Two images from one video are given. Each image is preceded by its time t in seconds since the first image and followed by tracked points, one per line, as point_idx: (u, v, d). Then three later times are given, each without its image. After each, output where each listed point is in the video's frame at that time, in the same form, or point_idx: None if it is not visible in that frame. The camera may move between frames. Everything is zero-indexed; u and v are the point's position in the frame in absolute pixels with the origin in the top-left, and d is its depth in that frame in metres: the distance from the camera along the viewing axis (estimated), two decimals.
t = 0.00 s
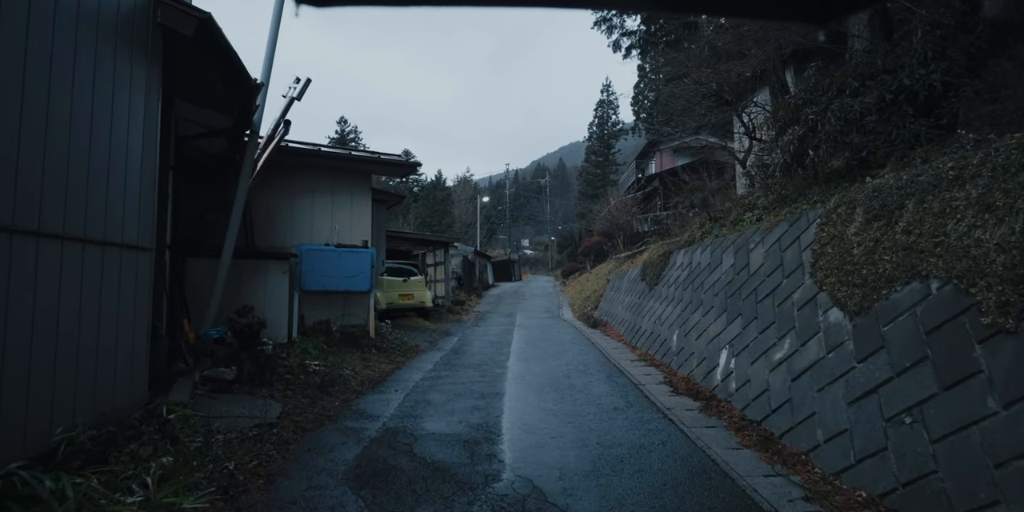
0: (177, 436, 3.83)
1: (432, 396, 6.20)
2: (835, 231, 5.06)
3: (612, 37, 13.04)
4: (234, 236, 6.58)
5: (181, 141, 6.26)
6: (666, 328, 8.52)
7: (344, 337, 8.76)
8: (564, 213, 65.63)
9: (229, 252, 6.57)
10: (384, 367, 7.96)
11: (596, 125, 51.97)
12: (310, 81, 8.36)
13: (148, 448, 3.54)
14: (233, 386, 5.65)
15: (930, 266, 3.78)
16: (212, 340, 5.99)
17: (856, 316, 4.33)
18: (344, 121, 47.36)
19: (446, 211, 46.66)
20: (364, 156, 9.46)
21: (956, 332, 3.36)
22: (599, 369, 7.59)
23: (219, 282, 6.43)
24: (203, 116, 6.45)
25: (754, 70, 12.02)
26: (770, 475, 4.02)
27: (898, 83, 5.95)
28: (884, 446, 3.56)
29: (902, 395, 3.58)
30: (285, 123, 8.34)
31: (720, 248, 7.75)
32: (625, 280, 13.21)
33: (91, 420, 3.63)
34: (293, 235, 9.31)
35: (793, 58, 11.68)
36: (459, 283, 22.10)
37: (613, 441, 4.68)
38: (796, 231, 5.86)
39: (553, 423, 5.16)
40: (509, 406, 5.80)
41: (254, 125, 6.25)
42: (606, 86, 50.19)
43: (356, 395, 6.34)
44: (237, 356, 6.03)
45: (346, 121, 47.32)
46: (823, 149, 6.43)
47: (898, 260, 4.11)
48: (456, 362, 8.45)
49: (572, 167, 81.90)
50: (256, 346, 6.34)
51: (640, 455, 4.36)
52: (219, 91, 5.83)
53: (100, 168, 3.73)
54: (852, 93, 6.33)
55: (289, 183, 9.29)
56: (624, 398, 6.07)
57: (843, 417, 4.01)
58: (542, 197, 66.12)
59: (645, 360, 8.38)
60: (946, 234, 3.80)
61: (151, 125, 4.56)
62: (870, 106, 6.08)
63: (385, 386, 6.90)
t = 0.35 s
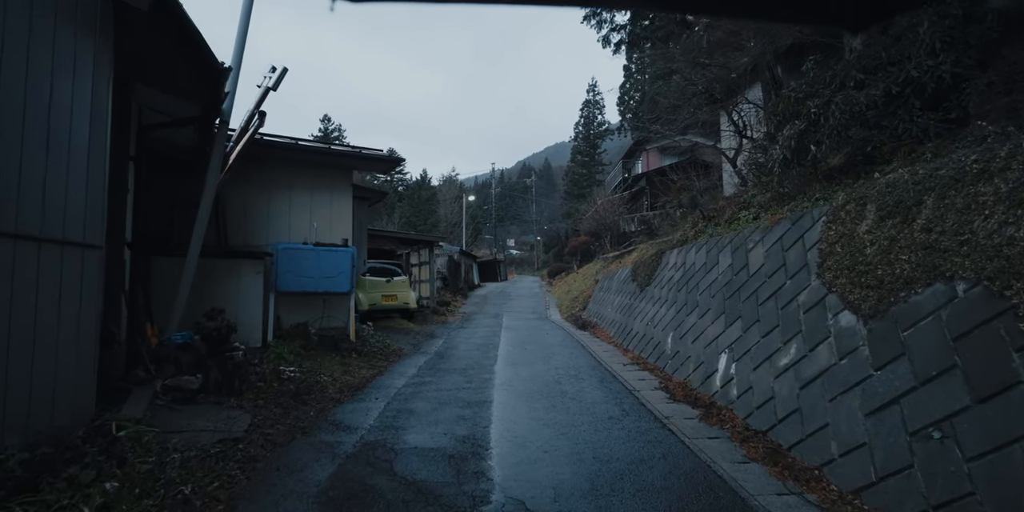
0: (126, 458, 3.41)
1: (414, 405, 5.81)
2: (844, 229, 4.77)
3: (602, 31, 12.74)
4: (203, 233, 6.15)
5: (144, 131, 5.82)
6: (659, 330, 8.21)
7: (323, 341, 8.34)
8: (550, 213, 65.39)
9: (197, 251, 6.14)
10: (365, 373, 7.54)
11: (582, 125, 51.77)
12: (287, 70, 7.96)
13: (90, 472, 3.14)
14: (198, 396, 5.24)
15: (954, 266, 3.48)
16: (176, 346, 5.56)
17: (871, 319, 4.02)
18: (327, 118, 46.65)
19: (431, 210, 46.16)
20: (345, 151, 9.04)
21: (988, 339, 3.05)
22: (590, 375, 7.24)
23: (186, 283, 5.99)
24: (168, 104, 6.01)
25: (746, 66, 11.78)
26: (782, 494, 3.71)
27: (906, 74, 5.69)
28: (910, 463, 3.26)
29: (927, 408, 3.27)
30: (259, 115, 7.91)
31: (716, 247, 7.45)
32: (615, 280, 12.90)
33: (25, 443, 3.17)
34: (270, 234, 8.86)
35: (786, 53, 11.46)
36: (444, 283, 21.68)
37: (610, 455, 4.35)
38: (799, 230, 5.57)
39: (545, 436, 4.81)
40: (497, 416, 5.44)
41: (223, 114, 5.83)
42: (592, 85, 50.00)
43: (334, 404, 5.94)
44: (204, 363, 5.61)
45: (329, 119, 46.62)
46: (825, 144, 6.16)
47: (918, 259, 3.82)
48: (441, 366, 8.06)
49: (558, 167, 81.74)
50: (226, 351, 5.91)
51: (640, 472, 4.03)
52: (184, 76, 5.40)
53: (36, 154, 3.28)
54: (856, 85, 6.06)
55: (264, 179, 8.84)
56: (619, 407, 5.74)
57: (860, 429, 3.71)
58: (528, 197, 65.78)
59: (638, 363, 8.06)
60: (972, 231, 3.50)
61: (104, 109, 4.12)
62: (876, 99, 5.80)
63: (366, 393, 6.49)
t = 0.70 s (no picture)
0: (70, 487, 3.01)
1: (402, 416, 5.41)
2: (867, 227, 4.43)
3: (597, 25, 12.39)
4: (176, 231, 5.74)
5: (110, 120, 5.40)
6: (660, 334, 7.85)
7: (308, 346, 7.94)
8: (543, 213, 65.06)
9: (169, 250, 5.73)
10: (351, 380, 7.13)
11: (575, 124, 51.44)
12: (269, 60, 7.56)
13: (26, 504, 2.75)
14: (167, 408, 4.86)
15: (999, 267, 3.14)
16: (144, 354, 5.18)
17: (900, 326, 3.67)
18: (317, 116, 46.16)
19: (422, 210, 45.74)
20: (330, 146, 8.65)
21: None
22: (590, 381, 6.86)
23: (157, 285, 5.59)
24: (137, 92, 5.59)
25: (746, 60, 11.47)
26: None
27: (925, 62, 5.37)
28: (954, 489, 2.91)
29: (973, 426, 2.92)
30: (240, 106, 7.50)
31: (720, 247, 7.10)
32: (611, 281, 12.55)
33: None
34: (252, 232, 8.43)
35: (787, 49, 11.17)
36: (435, 284, 21.30)
37: (616, 474, 3.98)
38: (814, 229, 5.22)
39: (545, 451, 4.43)
40: (492, 428, 5.06)
41: (196, 103, 5.43)
42: (585, 85, 49.70)
43: (317, 415, 5.55)
44: (175, 372, 5.21)
45: (319, 118, 46.11)
46: (836, 137, 5.84)
47: (955, 259, 3.47)
48: (432, 372, 7.66)
49: (550, 166, 81.43)
50: (199, 359, 5.51)
51: (650, 493, 3.67)
52: (152, 60, 4.99)
53: None
54: (874, 76, 5.66)
55: (246, 175, 8.43)
56: (622, 417, 5.38)
57: (893, 448, 3.37)
58: (521, 196, 65.43)
59: (639, 369, 7.69)
60: (1019, 229, 3.17)
61: (53, 91, 3.69)
62: (895, 89, 5.42)
63: (351, 402, 6.10)
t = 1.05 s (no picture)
0: None
1: (398, 425, 5.02)
2: (905, 220, 4.07)
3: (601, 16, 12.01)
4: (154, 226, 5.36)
5: (82, 106, 5.01)
6: (670, 335, 7.46)
7: (300, 347, 7.56)
8: (542, 212, 64.66)
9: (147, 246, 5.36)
10: (345, 385, 6.74)
11: (574, 122, 51.06)
12: (257, 47, 7.20)
13: None
14: (143, 417, 4.49)
15: None
16: (118, 359, 4.84)
17: (949, 327, 3.30)
18: (314, 115, 45.75)
19: (420, 209, 45.33)
20: (323, 138, 8.28)
21: None
22: (597, 386, 6.47)
23: (135, 285, 5.21)
24: (113, 77, 5.21)
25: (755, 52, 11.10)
26: None
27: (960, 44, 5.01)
28: None
29: None
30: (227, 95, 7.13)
31: (734, 243, 6.72)
32: (615, 280, 12.17)
33: None
34: (241, 229, 8.05)
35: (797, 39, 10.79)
36: (434, 284, 20.92)
37: (634, 491, 3.61)
38: (841, 223, 4.84)
39: (552, 465, 4.05)
40: (495, 437, 4.68)
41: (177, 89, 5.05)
42: (585, 83, 49.34)
43: (306, 423, 5.17)
44: (153, 378, 4.84)
45: (316, 117, 45.71)
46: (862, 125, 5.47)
47: (1015, 253, 3.11)
48: (430, 375, 7.26)
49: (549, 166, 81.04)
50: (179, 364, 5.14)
51: None
52: (125, 40, 4.61)
53: None
54: (904, 59, 5.28)
55: (235, 170, 8.06)
56: (635, 426, 5.00)
57: (948, 464, 2.99)
58: (520, 196, 64.89)
59: (648, 372, 7.30)
60: None
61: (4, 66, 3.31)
62: (928, 72, 5.04)
63: (344, 408, 5.71)
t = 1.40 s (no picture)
0: None
1: (393, 440, 4.65)
2: (953, 217, 3.69)
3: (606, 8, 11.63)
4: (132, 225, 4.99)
5: (50, 95, 4.63)
6: (681, 340, 7.08)
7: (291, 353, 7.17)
8: (542, 212, 64.26)
9: (124, 246, 4.98)
10: (339, 393, 6.36)
11: (575, 121, 50.66)
12: (246, 36, 6.82)
13: None
14: (115, 433, 4.11)
15: None
16: (91, 369, 4.35)
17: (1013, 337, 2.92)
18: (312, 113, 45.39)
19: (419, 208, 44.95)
20: (317, 132, 7.90)
21: None
22: (606, 394, 6.10)
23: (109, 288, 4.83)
24: (85, 63, 4.83)
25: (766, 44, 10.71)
26: None
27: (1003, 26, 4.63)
28: None
29: None
30: (214, 87, 6.76)
31: (751, 242, 6.34)
32: (620, 280, 11.78)
33: None
34: (230, 228, 7.66)
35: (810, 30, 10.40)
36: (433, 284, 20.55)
37: None
38: (873, 221, 4.46)
39: (564, 487, 3.67)
40: (499, 454, 4.30)
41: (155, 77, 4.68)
42: (585, 82, 48.97)
43: (294, 437, 4.79)
44: (128, 390, 4.45)
45: (314, 115, 45.36)
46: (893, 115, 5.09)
47: None
48: (428, 382, 6.88)
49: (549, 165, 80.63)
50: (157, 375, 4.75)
51: None
52: (94, 23, 4.22)
53: None
54: (939, 44, 4.91)
55: (224, 166, 7.69)
56: (651, 441, 4.62)
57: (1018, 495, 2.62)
58: (520, 195, 64.50)
59: (659, 378, 6.92)
60: None
61: None
62: (968, 56, 4.66)
63: (336, 420, 5.34)
